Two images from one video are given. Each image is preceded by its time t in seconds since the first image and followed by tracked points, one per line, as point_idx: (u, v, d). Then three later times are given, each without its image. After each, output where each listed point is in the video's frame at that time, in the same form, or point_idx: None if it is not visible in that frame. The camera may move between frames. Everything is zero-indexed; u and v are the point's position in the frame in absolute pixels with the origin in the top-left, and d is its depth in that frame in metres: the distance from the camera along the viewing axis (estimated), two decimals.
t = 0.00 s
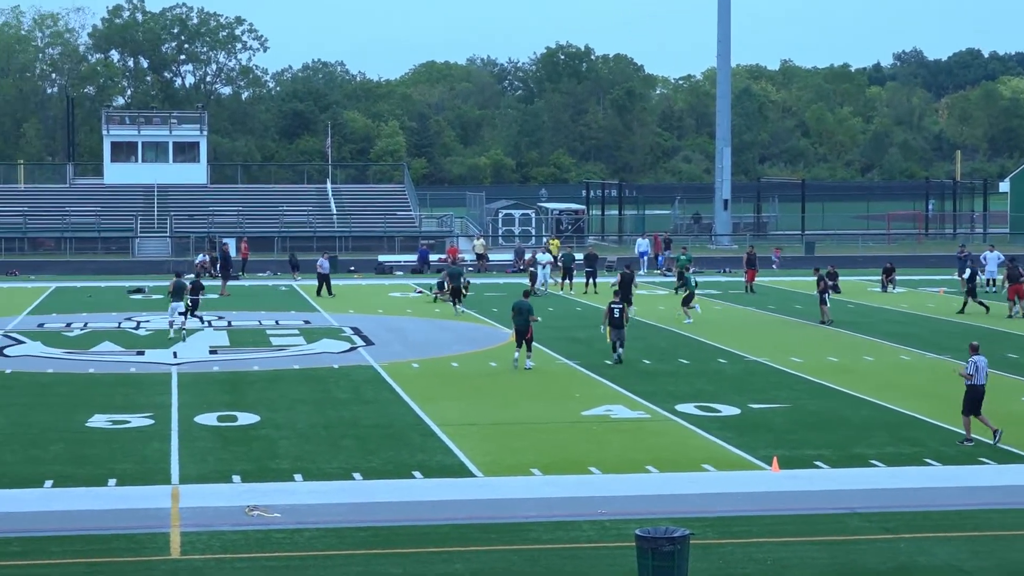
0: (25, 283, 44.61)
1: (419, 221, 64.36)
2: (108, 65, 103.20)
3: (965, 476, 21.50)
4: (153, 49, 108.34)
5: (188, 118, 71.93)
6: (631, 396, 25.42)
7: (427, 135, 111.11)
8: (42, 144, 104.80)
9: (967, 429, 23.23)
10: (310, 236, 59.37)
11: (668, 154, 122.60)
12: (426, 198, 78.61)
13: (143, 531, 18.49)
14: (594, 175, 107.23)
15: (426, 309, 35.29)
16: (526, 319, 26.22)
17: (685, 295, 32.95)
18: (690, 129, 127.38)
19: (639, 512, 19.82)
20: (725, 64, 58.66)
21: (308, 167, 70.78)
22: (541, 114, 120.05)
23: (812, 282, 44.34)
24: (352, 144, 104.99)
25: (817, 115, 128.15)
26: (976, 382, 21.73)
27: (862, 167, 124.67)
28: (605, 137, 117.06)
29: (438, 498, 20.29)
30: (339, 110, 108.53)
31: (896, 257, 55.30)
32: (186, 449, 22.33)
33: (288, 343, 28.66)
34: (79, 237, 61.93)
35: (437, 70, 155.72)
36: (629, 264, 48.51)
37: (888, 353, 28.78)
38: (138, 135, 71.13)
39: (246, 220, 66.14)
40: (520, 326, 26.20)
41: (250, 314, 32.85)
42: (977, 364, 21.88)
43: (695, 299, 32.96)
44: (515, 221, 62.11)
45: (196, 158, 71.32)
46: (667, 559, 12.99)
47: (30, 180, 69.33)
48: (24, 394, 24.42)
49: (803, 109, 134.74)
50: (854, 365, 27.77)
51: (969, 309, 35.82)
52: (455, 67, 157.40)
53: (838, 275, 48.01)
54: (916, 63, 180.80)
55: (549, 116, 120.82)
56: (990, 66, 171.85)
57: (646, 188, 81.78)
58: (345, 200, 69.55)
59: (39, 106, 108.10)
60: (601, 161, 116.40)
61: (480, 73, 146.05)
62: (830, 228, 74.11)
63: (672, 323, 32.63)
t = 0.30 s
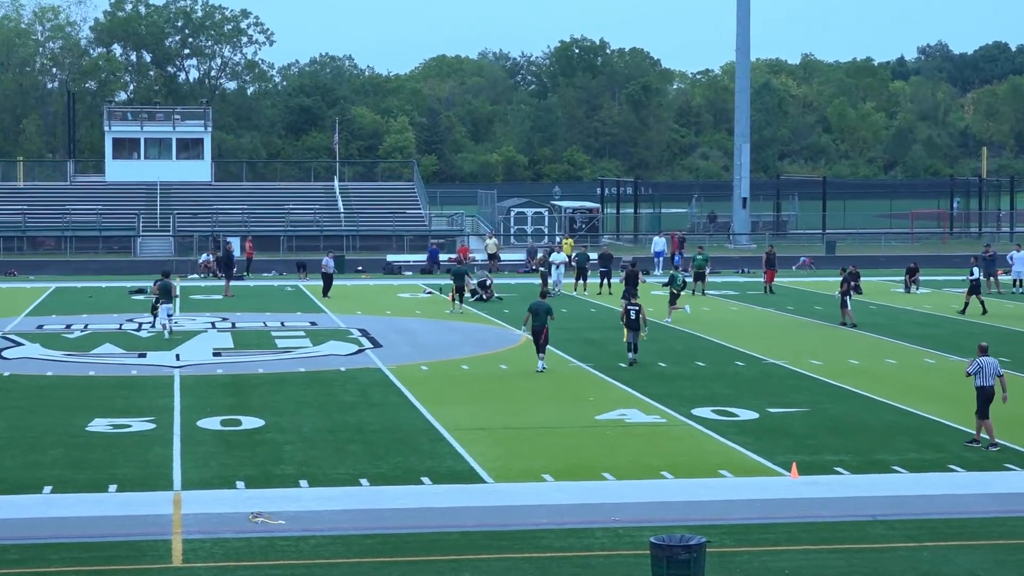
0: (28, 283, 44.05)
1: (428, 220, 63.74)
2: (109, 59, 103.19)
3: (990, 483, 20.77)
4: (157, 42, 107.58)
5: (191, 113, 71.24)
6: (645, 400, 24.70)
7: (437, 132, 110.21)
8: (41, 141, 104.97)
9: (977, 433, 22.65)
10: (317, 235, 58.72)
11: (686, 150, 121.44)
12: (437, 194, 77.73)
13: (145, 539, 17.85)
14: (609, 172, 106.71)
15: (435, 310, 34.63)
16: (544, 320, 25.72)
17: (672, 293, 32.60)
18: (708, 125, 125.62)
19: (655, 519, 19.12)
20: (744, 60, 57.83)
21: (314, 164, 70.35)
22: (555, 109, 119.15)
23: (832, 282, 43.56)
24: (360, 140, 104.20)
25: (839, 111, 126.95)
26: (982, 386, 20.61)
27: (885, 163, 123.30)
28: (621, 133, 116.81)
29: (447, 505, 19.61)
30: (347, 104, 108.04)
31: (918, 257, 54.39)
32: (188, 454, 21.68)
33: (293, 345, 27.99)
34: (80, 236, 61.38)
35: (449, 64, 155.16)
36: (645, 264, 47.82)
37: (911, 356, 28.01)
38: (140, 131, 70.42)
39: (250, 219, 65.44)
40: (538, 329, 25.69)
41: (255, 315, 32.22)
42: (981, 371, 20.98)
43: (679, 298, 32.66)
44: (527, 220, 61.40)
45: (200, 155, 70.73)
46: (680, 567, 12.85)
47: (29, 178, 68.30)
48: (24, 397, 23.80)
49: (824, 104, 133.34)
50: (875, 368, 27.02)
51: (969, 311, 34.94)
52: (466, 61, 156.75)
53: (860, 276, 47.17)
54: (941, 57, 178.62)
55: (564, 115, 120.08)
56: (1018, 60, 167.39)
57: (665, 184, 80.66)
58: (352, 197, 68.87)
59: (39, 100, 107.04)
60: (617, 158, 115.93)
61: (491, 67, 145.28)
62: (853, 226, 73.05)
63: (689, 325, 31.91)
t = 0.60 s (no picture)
0: (17, 283, 43.35)
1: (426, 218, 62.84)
2: (98, 53, 99.58)
3: (1004, 489, 20.10)
4: (146, 36, 103.66)
5: (181, 108, 70.28)
6: (649, 403, 24.02)
7: (434, 127, 108.90)
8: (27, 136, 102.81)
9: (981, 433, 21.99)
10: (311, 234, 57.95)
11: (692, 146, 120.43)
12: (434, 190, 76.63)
13: (133, 546, 17.19)
14: (611, 168, 106.08)
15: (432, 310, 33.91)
16: (548, 318, 25.09)
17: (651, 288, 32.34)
18: (714, 120, 125.03)
19: (661, 527, 18.46)
20: (751, 55, 57.04)
21: (308, 161, 69.37)
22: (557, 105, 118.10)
23: (841, 282, 42.86)
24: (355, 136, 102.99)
25: (849, 107, 125.95)
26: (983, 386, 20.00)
27: (897, 159, 122.12)
28: (623, 128, 115.64)
29: (445, 512, 18.94)
30: (343, 101, 106.98)
31: (929, 257, 53.60)
32: (179, 460, 21.01)
33: (287, 347, 27.31)
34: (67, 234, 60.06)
35: (446, 57, 154.55)
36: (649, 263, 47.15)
37: (923, 359, 27.31)
38: (129, 126, 69.59)
39: (242, 216, 64.47)
40: (543, 327, 25.08)
41: (248, 316, 31.52)
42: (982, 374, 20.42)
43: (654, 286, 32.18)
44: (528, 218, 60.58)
45: (191, 151, 69.85)
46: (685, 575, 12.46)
47: (15, 173, 68.16)
48: (9, 400, 23.14)
49: (833, 99, 131.96)
50: (886, 371, 26.33)
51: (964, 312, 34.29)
52: (464, 54, 155.97)
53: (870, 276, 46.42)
54: (952, 51, 177.26)
55: (565, 111, 118.89)
56: None
57: (671, 180, 79.43)
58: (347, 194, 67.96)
59: (26, 94, 105.54)
60: (618, 154, 114.78)
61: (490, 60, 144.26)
62: (863, 225, 71.97)
63: (697, 326, 31.23)
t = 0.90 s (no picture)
0: (7, 284, 42.75)
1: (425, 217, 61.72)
2: (86, 46, 98.67)
3: (1020, 496, 19.43)
4: (136, 29, 103.08)
5: (172, 103, 69.29)
6: (653, 406, 23.36)
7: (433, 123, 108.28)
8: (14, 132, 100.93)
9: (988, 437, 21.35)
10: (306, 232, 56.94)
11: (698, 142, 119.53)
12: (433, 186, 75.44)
13: (120, 554, 16.54)
14: (614, 166, 105.08)
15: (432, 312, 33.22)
16: (549, 320, 24.39)
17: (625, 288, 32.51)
18: (721, 116, 124.43)
19: (667, 533, 17.80)
20: (758, 50, 56.31)
21: (303, 157, 67.95)
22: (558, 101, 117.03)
23: (852, 283, 42.17)
24: (351, 133, 101.64)
25: (860, 102, 125.14)
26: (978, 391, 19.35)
27: (909, 156, 120.87)
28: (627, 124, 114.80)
29: (444, 519, 18.28)
30: (337, 94, 105.76)
31: (940, 255, 52.82)
32: (170, 465, 20.35)
33: (280, 349, 26.65)
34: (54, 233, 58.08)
35: (445, 51, 154.02)
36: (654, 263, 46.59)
37: (936, 361, 26.62)
38: (118, 122, 68.60)
39: (235, 214, 63.36)
40: (544, 329, 24.34)
41: (242, 317, 30.86)
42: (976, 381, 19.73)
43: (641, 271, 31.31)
44: (529, 216, 59.87)
45: (182, 147, 68.70)
46: None
47: None
48: None
49: (844, 93, 130.57)
50: (898, 373, 25.64)
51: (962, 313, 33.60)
52: (463, 48, 155.18)
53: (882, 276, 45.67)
54: (965, 44, 175.62)
55: (567, 106, 117.74)
56: None
57: (678, 176, 78.31)
58: (343, 192, 66.76)
59: (13, 87, 103.70)
60: (623, 151, 113.77)
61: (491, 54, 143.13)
62: (875, 224, 71.01)
63: (704, 328, 30.53)
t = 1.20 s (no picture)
0: None
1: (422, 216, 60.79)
2: (74, 38, 94.92)
3: None
4: (124, 21, 99.85)
5: (162, 98, 67.18)
6: (657, 410, 22.70)
7: (430, 119, 107.16)
8: None
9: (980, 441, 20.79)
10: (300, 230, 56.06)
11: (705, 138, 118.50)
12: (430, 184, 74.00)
13: (108, 562, 15.89)
14: (618, 163, 103.86)
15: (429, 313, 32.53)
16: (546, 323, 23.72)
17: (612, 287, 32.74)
18: (727, 111, 123.78)
19: (673, 542, 17.15)
20: (767, 44, 55.58)
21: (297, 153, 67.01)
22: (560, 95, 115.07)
23: (861, 283, 41.51)
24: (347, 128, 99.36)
25: (871, 96, 123.33)
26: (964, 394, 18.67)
27: (921, 153, 117.79)
28: (630, 119, 113.76)
29: (443, 526, 17.63)
30: (332, 88, 103.44)
31: (950, 254, 52.16)
32: (160, 470, 19.70)
33: (273, 351, 25.98)
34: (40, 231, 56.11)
35: (444, 45, 152.55)
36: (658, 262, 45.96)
37: (949, 364, 26.00)
38: (107, 117, 66.27)
39: (227, 213, 61.96)
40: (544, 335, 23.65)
41: (235, 318, 30.20)
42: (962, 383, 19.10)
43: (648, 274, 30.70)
44: (529, 214, 59.39)
45: (173, 143, 66.73)
46: None
47: None
48: None
49: (854, 88, 128.46)
50: (909, 376, 24.98)
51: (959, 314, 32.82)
52: (462, 41, 153.52)
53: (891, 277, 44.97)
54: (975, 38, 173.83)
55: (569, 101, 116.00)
56: None
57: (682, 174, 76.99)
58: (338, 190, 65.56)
59: None
60: (627, 147, 113.61)
61: (490, 47, 141.16)
62: (884, 221, 69.95)
63: (709, 330, 29.88)
